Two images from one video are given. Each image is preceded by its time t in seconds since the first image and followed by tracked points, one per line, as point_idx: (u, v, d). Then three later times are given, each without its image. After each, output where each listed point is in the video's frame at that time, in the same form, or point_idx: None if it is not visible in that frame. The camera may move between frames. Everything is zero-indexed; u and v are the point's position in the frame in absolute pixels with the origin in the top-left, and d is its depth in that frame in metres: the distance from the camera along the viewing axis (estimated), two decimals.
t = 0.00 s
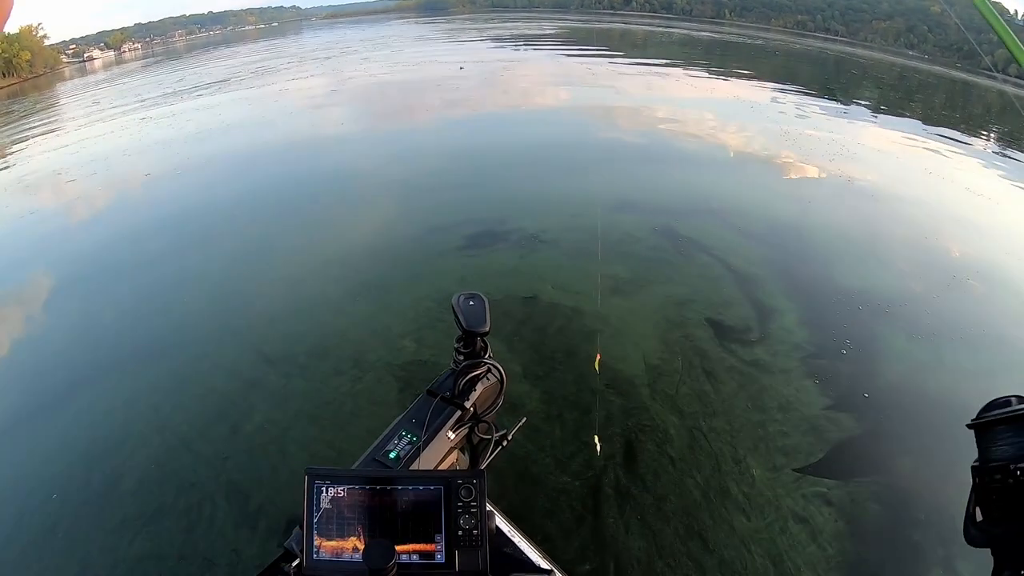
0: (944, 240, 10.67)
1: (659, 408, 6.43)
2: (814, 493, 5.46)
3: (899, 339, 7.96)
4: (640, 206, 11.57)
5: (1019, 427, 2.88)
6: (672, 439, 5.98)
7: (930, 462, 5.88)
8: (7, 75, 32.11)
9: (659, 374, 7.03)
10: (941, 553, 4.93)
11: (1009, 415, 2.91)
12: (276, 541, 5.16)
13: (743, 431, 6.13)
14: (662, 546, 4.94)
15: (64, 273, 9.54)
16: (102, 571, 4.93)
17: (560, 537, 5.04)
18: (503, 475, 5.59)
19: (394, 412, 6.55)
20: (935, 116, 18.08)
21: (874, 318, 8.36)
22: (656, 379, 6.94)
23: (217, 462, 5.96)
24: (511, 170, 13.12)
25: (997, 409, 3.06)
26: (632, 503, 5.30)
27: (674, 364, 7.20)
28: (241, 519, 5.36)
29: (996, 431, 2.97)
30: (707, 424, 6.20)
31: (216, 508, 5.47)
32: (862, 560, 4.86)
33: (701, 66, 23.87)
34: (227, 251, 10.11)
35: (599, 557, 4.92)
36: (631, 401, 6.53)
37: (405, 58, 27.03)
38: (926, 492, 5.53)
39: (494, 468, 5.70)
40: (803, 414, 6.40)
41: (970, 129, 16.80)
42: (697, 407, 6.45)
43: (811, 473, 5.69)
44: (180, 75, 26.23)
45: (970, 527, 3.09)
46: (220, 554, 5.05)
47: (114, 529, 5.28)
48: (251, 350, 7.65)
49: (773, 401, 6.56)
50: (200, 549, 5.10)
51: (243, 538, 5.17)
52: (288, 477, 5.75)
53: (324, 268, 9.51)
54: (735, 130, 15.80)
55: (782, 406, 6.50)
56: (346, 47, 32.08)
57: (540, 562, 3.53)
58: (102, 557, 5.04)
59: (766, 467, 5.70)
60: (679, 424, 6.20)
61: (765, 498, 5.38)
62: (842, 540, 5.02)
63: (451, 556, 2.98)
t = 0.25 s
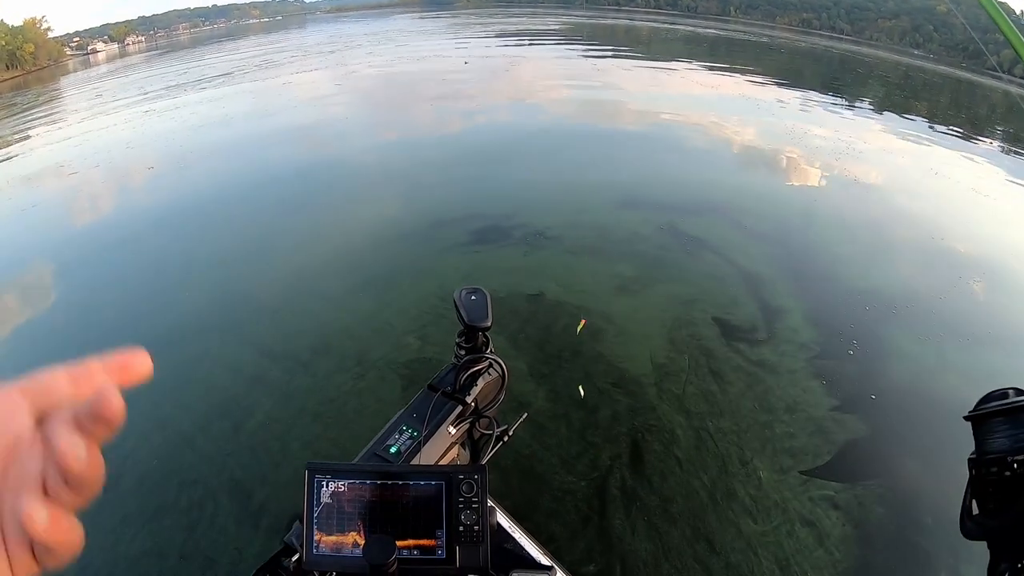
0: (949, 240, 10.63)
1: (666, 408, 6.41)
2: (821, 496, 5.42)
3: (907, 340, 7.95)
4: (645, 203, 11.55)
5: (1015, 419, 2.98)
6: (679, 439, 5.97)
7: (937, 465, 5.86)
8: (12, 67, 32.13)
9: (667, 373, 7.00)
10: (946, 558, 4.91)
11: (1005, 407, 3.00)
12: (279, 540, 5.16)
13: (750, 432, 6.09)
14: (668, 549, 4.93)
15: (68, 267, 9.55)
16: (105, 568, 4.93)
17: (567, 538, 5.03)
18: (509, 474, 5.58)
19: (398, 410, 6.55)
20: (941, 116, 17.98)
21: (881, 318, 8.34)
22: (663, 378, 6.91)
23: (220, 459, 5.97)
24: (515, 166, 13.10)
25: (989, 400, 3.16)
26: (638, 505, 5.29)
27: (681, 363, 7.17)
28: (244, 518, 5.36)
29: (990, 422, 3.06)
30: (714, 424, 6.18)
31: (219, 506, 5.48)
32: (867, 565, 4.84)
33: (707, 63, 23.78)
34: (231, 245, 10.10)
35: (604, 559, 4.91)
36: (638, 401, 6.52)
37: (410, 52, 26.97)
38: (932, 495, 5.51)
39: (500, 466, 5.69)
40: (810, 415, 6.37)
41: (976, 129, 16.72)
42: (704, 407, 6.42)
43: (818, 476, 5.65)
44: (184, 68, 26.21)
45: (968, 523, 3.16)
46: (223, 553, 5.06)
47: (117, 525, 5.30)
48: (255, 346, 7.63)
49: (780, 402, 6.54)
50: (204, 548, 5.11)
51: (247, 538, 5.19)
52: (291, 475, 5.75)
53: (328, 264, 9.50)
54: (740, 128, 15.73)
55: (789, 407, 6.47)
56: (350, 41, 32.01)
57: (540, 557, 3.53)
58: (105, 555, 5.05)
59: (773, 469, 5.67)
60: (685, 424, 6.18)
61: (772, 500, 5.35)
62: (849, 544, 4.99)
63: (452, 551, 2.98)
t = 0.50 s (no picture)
0: (956, 242, 10.56)
1: (671, 411, 6.37)
2: (828, 502, 5.37)
3: (915, 343, 7.91)
4: (649, 201, 11.50)
5: (1011, 413, 2.82)
6: (684, 443, 5.93)
7: (944, 470, 5.81)
8: (16, 61, 32.18)
9: (672, 374, 6.96)
10: (953, 566, 4.86)
11: (1003, 401, 2.84)
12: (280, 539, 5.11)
13: (756, 436, 6.05)
14: (674, 554, 4.88)
15: (70, 262, 9.54)
16: (105, 566, 4.90)
17: (571, 541, 4.95)
18: (513, 475, 5.55)
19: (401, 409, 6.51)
20: (948, 115, 17.85)
21: (886, 320, 8.30)
22: (669, 379, 6.87)
23: (222, 457, 5.94)
24: (519, 163, 13.05)
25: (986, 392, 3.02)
26: (644, 508, 5.25)
27: (687, 365, 7.11)
28: (245, 517, 5.32)
29: (985, 414, 2.93)
30: (720, 427, 6.13)
31: (220, 505, 5.44)
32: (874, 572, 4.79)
33: (712, 60, 23.67)
34: (234, 241, 10.08)
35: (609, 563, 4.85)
36: (643, 403, 6.48)
37: (414, 47, 26.90)
38: (939, 501, 5.46)
39: (504, 467, 5.65)
40: (817, 419, 6.32)
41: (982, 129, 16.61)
42: (710, 410, 6.37)
43: (825, 482, 5.60)
44: (188, 62, 26.19)
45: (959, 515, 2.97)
46: (224, 552, 5.01)
47: (117, 523, 5.27)
48: (258, 343, 7.61)
49: (786, 405, 6.49)
50: (205, 546, 5.06)
51: (247, 537, 5.11)
52: (293, 474, 5.71)
53: (332, 261, 9.47)
54: (746, 126, 15.64)
55: (796, 411, 6.42)
56: (355, 36, 31.94)
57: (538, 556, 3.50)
58: (104, 553, 5.01)
59: (780, 474, 5.63)
60: (691, 427, 6.14)
61: (778, 506, 5.30)
62: (856, 552, 4.94)
63: (450, 550, 2.94)
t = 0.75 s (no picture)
0: (961, 244, 10.53)
1: (677, 413, 6.37)
2: (835, 507, 5.34)
3: (920, 345, 7.88)
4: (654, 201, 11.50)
5: (1010, 412, 2.62)
6: (691, 446, 5.93)
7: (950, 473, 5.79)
8: (20, 58, 32.28)
9: (678, 376, 6.96)
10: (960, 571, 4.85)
11: (1001, 400, 2.64)
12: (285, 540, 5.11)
13: (763, 440, 6.04)
14: (680, 558, 4.89)
15: (74, 260, 9.57)
16: (109, 566, 4.90)
17: (577, 545, 4.98)
18: (518, 478, 5.56)
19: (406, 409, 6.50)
20: (953, 114, 17.78)
21: (892, 322, 8.27)
22: (675, 381, 6.86)
23: (226, 457, 5.95)
24: (523, 160, 13.05)
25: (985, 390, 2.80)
26: (649, 512, 5.28)
27: (693, 366, 7.11)
28: (250, 517, 5.31)
29: (984, 414, 2.71)
30: (726, 430, 6.13)
31: (223, 505, 5.44)
32: None
33: (717, 58, 23.61)
34: (239, 240, 10.09)
35: (616, 566, 4.87)
36: (649, 405, 6.48)
37: (417, 44, 26.88)
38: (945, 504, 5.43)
39: (509, 469, 5.66)
40: (823, 423, 6.31)
41: (988, 128, 16.55)
42: (716, 413, 6.37)
43: (832, 486, 5.58)
44: (191, 58, 26.22)
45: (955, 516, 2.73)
46: (228, 552, 5.00)
47: (120, 523, 5.27)
48: (262, 343, 7.61)
49: (793, 409, 6.48)
50: (209, 546, 5.05)
51: (252, 538, 5.11)
52: (297, 475, 5.70)
53: (336, 259, 9.47)
54: (750, 125, 15.61)
55: (802, 414, 6.41)
56: (358, 32, 31.93)
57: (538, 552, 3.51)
58: (108, 553, 5.01)
59: (787, 478, 5.61)
60: (697, 430, 6.14)
61: (785, 510, 5.28)
62: (863, 556, 4.92)
63: (451, 545, 2.94)
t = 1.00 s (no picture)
0: (969, 246, 10.49)
1: (686, 416, 6.37)
2: (844, 512, 5.33)
3: (929, 349, 7.86)
4: (661, 201, 11.49)
5: (1005, 403, 2.66)
6: (700, 449, 5.93)
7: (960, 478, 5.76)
8: (28, 55, 32.48)
9: (687, 378, 6.95)
10: None
11: (995, 391, 2.67)
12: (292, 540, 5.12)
13: (772, 444, 6.03)
14: (689, 561, 4.89)
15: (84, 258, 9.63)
16: (117, 565, 4.91)
17: (586, 548, 4.98)
18: (527, 479, 5.58)
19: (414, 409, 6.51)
20: (962, 115, 17.69)
21: (901, 326, 8.25)
22: (684, 384, 6.86)
23: (233, 456, 5.97)
24: (530, 159, 13.04)
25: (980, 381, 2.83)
26: (658, 516, 5.26)
27: (703, 369, 7.10)
28: (258, 517, 5.32)
29: (978, 404, 2.74)
30: (735, 434, 6.12)
31: (231, 503, 5.47)
32: None
33: (724, 57, 23.53)
34: (247, 239, 10.13)
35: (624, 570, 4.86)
36: (658, 407, 6.48)
37: (424, 42, 26.90)
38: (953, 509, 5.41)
39: (518, 471, 5.68)
40: (833, 427, 6.29)
41: (997, 130, 16.46)
42: (725, 416, 6.36)
43: (841, 491, 5.57)
44: (198, 56, 26.30)
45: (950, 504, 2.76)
46: (236, 551, 5.01)
47: (129, 519, 5.31)
48: (271, 341, 7.65)
49: (802, 413, 6.47)
50: (216, 545, 5.06)
51: (260, 538, 5.12)
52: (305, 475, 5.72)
53: (345, 258, 9.50)
54: (758, 125, 15.58)
55: (811, 418, 6.40)
56: (365, 30, 31.98)
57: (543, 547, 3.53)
58: (116, 551, 5.02)
59: (796, 482, 5.60)
60: (707, 433, 6.14)
61: (794, 515, 5.27)
62: (871, 562, 4.90)
63: (458, 538, 2.97)
